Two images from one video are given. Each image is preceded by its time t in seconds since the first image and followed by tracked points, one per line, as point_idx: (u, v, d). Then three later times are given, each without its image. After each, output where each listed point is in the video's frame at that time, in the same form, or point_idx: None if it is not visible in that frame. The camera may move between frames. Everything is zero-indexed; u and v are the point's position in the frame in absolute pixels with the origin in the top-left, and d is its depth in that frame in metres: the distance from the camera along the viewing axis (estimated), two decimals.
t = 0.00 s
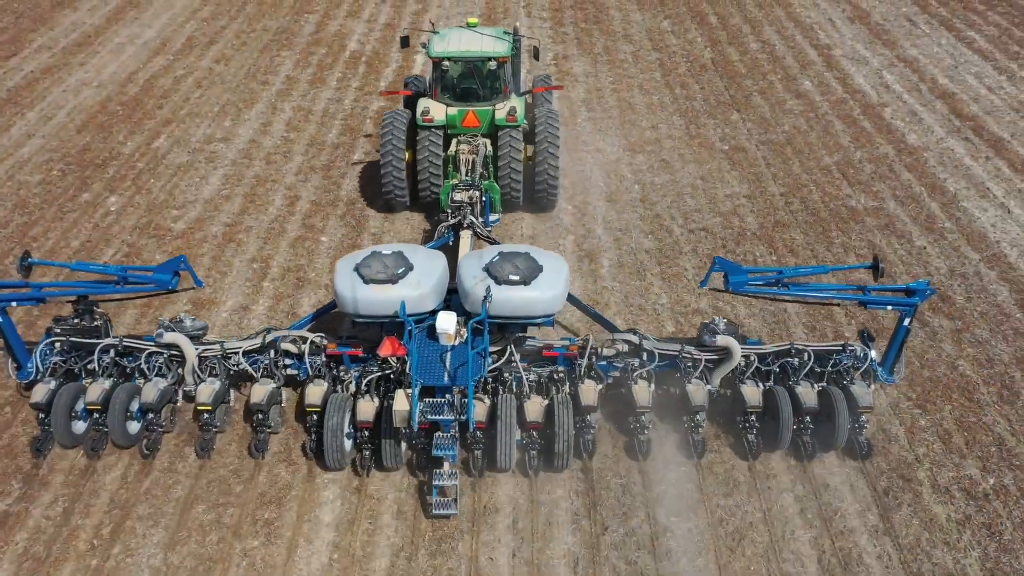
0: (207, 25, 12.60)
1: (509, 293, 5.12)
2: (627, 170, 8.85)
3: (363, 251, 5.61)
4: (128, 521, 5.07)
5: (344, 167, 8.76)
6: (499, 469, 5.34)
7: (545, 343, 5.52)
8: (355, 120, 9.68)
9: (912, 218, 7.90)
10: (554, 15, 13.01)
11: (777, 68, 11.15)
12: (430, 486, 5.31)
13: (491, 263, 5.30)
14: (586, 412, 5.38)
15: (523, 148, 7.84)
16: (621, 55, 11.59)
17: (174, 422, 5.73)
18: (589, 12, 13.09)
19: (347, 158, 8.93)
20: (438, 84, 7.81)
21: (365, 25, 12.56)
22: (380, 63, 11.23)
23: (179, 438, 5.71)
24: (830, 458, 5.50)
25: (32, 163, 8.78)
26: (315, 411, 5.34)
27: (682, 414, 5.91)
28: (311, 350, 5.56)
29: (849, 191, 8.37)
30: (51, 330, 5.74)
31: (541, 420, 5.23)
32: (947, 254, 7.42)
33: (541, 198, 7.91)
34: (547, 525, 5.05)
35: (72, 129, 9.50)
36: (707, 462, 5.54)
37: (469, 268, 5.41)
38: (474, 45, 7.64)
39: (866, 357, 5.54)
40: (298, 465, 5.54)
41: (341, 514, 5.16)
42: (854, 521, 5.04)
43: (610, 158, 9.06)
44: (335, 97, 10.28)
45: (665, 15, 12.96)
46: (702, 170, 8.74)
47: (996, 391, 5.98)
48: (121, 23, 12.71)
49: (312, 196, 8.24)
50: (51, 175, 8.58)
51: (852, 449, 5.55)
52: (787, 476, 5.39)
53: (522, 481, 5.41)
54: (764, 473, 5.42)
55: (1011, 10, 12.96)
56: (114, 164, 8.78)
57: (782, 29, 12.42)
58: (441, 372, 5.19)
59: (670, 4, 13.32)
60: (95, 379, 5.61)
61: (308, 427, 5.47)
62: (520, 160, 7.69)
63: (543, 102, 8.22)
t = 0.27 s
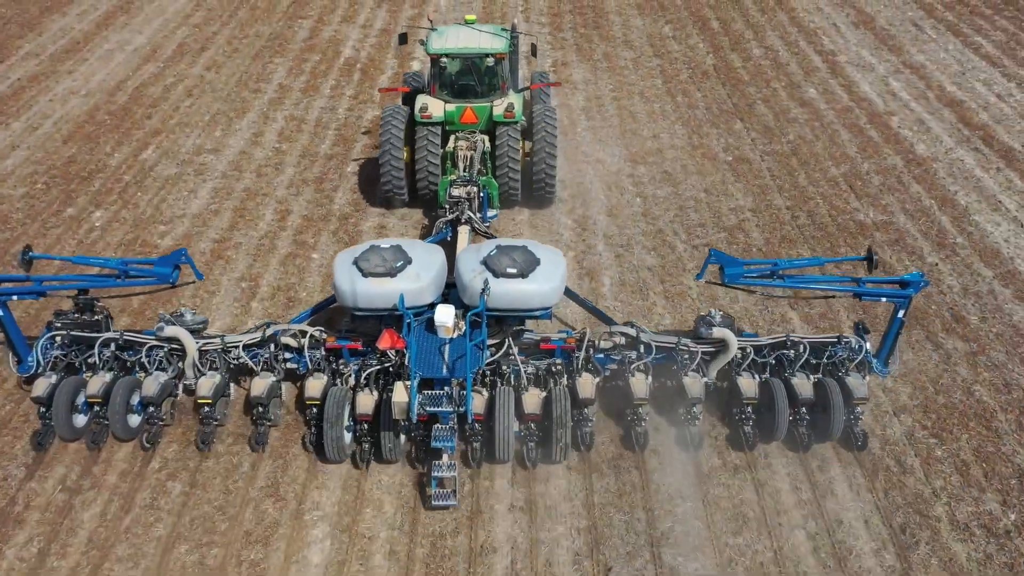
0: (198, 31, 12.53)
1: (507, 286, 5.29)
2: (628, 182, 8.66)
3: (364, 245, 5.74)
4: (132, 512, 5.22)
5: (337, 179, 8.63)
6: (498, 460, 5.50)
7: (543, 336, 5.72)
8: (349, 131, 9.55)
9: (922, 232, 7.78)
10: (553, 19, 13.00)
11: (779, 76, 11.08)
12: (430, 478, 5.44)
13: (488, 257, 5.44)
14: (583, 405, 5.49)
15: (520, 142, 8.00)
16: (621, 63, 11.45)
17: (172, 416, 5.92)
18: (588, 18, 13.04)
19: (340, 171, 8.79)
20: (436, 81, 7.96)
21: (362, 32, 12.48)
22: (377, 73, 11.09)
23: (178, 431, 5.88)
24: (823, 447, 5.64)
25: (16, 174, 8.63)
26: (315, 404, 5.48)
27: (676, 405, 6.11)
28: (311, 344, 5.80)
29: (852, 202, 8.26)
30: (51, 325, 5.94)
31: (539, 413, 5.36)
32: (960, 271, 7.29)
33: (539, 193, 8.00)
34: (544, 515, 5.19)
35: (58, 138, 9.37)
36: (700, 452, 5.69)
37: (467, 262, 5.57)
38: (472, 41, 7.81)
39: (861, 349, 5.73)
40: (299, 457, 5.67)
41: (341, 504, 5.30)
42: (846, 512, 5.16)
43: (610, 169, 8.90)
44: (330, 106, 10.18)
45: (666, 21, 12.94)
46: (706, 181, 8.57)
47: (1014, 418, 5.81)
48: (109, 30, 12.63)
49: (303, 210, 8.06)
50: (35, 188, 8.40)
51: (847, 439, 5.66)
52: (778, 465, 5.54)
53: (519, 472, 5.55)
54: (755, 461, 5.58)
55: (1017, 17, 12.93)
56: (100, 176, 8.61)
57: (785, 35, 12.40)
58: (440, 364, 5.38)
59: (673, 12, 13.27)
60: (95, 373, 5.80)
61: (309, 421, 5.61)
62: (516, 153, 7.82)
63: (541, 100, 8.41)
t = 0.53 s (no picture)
0: (187, 36, 11.89)
1: (505, 281, 5.19)
2: (631, 198, 8.26)
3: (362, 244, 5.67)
4: (129, 510, 5.16)
5: (329, 195, 8.25)
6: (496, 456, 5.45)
7: (541, 333, 5.60)
8: (341, 144, 9.12)
9: (936, 251, 7.42)
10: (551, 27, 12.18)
11: (788, 83, 10.45)
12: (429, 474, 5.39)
13: (487, 252, 5.35)
14: (582, 400, 5.47)
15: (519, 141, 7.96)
16: (623, 69, 10.88)
17: (173, 412, 5.85)
18: (586, 24, 12.22)
19: (333, 186, 8.40)
20: (434, 79, 7.87)
21: (353, 35, 11.91)
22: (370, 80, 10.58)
23: (177, 427, 5.80)
24: (822, 443, 5.58)
25: None
26: (314, 402, 5.44)
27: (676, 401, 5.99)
28: (310, 342, 5.68)
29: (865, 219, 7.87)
30: (50, 322, 5.84)
31: (537, 409, 5.31)
32: (975, 292, 6.95)
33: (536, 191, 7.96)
34: (543, 512, 5.14)
35: (42, 152, 8.98)
36: (700, 447, 5.63)
37: (465, 259, 5.47)
38: (470, 39, 7.74)
39: (858, 345, 5.67)
40: (297, 453, 5.61)
41: (340, 501, 5.25)
42: (847, 511, 5.10)
43: (612, 185, 8.46)
44: (322, 116, 9.70)
45: (668, 26, 12.18)
46: (710, 197, 8.18)
47: None
48: (97, 36, 11.99)
49: (294, 227, 7.73)
50: (17, 205, 8.06)
51: (846, 435, 5.61)
52: (779, 461, 5.48)
53: (519, 468, 5.50)
54: (756, 456, 5.52)
55: None
56: (84, 192, 8.27)
57: (790, 41, 11.66)
58: (438, 360, 5.29)
59: (673, 14, 12.55)
60: (94, 370, 5.72)
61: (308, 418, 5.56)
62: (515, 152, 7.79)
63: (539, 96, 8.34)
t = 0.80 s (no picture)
0: (178, 46, 11.64)
1: (504, 284, 5.06)
2: (635, 219, 7.93)
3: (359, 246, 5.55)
4: (125, 513, 5.11)
5: (321, 215, 7.90)
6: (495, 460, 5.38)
7: (540, 335, 5.57)
8: (333, 160, 8.77)
9: (953, 275, 7.10)
10: (552, 33, 12.11)
11: (795, 96, 10.16)
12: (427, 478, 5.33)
13: (485, 254, 5.23)
14: (581, 403, 5.43)
15: (518, 142, 7.90)
16: (625, 82, 10.62)
17: (170, 416, 5.79)
18: (588, 32, 12.15)
19: (325, 205, 8.06)
20: (433, 80, 7.83)
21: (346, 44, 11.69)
22: (366, 93, 10.26)
23: (175, 431, 5.74)
24: (824, 448, 5.54)
25: None
26: (312, 405, 5.40)
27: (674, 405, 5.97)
28: (309, 344, 5.65)
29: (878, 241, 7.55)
30: (48, 325, 5.76)
31: (536, 412, 5.26)
32: (996, 320, 6.62)
33: (535, 194, 7.94)
34: (543, 516, 5.09)
35: (24, 168, 8.64)
36: (700, 451, 5.57)
37: (464, 261, 5.35)
38: (469, 41, 7.72)
39: (859, 347, 5.61)
40: (294, 457, 5.56)
41: (338, 505, 5.19)
42: (850, 517, 5.04)
43: (615, 205, 8.12)
44: (314, 131, 9.37)
45: (671, 34, 12.05)
46: (717, 217, 7.86)
47: None
48: (85, 45, 11.78)
49: (283, 250, 7.36)
50: None
51: (846, 439, 5.57)
52: (780, 465, 5.44)
53: (518, 472, 5.45)
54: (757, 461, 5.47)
55: None
56: (66, 213, 7.88)
57: (794, 50, 11.47)
58: (436, 364, 5.21)
59: (677, 25, 12.34)
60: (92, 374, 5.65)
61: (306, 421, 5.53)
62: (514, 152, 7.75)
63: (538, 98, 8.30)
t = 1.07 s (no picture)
0: (169, 75, 11.45)
1: (504, 309, 4.97)
2: (640, 261, 7.60)
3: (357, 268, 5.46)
4: (119, 543, 5.03)
5: (312, 256, 7.56)
6: (495, 488, 5.28)
7: (540, 360, 5.47)
8: (326, 198, 8.45)
9: (976, 323, 6.78)
10: (553, 62, 11.98)
11: (802, 127, 9.99)
12: (425, 506, 5.24)
13: (485, 278, 5.15)
14: (581, 430, 5.33)
15: (518, 163, 7.87)
16: (627, 113, 10.40)
17: (165, 442, 5.66)
18: (589, 59, 12.01)
19: (316, 246, 7.71)
20: (433, 101, 7.81)
21: (342, 71, 11.51)
22: (360, 124, 9.98)
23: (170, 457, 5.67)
24: (829, 476, 5.45)
25: None
26: (309, 430, 5.34)
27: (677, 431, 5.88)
28: (305, 369, 5.57)
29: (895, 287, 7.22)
30: (42, 349, 5.66)
31: (536, 439, 5.17)
32: None
33: (536, 214, 7.90)
34: (543, 546, 5.02)
35: (5, 206, 8.35)
36: (702, 479, 5.48)
37: (463, 284, 5.26)
38: (469, 62, 7.66)
39: (864, 373, 5.53)
40: (291, 484, 5.49)
41: (335, 534, 5.12)
42: (856, 548, 4.95)
43: (620, 247, 7.78)
44: (308, 164, 9.11)
45: (674, 63, 11.89)
46: (727, 258, 7.56)
47: None
48: (73, 74, 11.63)
49: (272, 295, 6.98)
50: None
51: (851, 467, 5.49)
52: (784, 493, 5.36)
53: (518, 500, 5.38)
54: (760, 490, 5.39)
55: None
56: (46, 253, 7.57)
57: (801, 79, 11.32)
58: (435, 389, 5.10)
59: (681, 54, 12.16)
60: (86, 399, 5.56)
61: (303, 448, 5.45)
62: (514, 173, 7.71)
63: (538, 119, 8.27)
